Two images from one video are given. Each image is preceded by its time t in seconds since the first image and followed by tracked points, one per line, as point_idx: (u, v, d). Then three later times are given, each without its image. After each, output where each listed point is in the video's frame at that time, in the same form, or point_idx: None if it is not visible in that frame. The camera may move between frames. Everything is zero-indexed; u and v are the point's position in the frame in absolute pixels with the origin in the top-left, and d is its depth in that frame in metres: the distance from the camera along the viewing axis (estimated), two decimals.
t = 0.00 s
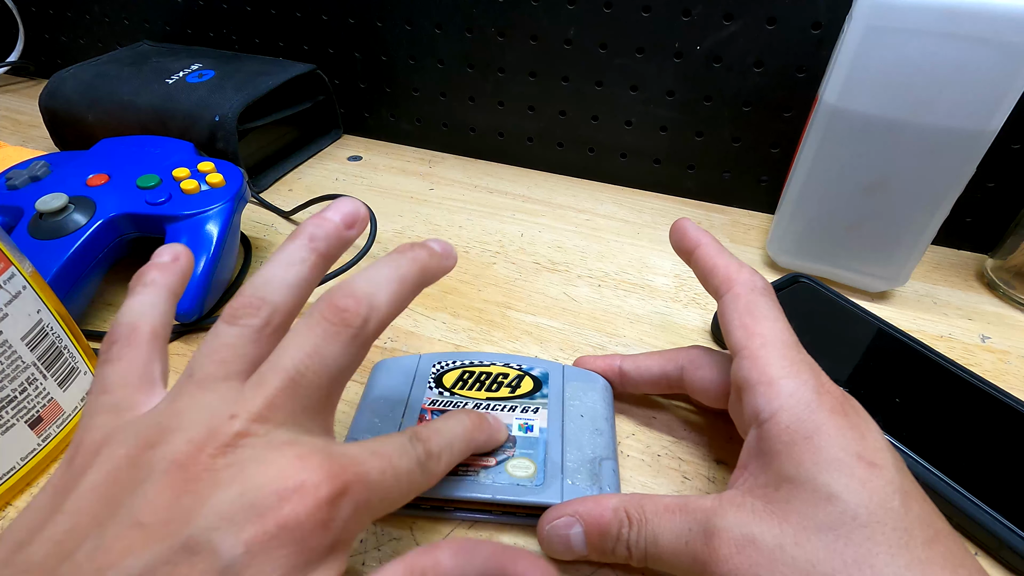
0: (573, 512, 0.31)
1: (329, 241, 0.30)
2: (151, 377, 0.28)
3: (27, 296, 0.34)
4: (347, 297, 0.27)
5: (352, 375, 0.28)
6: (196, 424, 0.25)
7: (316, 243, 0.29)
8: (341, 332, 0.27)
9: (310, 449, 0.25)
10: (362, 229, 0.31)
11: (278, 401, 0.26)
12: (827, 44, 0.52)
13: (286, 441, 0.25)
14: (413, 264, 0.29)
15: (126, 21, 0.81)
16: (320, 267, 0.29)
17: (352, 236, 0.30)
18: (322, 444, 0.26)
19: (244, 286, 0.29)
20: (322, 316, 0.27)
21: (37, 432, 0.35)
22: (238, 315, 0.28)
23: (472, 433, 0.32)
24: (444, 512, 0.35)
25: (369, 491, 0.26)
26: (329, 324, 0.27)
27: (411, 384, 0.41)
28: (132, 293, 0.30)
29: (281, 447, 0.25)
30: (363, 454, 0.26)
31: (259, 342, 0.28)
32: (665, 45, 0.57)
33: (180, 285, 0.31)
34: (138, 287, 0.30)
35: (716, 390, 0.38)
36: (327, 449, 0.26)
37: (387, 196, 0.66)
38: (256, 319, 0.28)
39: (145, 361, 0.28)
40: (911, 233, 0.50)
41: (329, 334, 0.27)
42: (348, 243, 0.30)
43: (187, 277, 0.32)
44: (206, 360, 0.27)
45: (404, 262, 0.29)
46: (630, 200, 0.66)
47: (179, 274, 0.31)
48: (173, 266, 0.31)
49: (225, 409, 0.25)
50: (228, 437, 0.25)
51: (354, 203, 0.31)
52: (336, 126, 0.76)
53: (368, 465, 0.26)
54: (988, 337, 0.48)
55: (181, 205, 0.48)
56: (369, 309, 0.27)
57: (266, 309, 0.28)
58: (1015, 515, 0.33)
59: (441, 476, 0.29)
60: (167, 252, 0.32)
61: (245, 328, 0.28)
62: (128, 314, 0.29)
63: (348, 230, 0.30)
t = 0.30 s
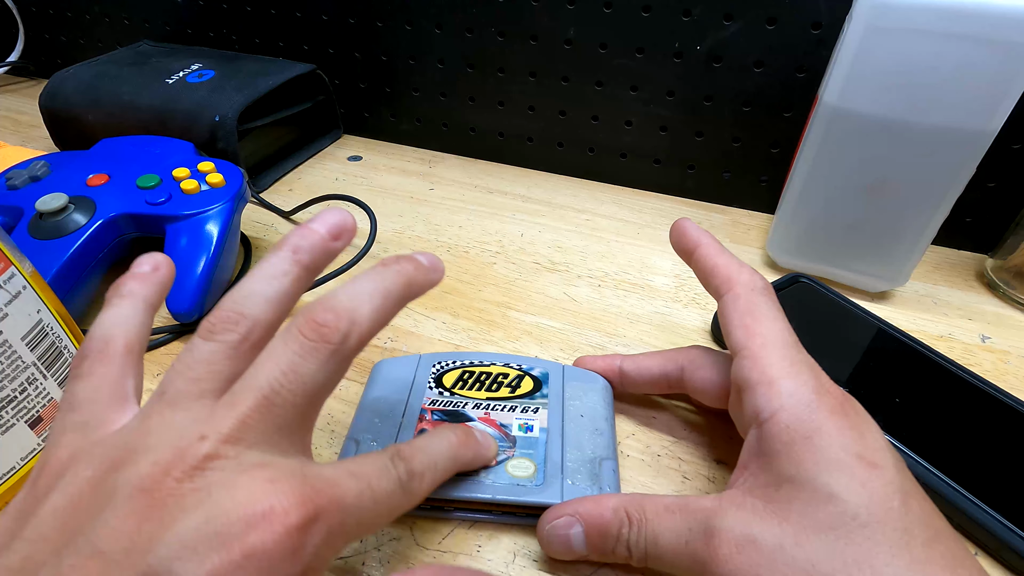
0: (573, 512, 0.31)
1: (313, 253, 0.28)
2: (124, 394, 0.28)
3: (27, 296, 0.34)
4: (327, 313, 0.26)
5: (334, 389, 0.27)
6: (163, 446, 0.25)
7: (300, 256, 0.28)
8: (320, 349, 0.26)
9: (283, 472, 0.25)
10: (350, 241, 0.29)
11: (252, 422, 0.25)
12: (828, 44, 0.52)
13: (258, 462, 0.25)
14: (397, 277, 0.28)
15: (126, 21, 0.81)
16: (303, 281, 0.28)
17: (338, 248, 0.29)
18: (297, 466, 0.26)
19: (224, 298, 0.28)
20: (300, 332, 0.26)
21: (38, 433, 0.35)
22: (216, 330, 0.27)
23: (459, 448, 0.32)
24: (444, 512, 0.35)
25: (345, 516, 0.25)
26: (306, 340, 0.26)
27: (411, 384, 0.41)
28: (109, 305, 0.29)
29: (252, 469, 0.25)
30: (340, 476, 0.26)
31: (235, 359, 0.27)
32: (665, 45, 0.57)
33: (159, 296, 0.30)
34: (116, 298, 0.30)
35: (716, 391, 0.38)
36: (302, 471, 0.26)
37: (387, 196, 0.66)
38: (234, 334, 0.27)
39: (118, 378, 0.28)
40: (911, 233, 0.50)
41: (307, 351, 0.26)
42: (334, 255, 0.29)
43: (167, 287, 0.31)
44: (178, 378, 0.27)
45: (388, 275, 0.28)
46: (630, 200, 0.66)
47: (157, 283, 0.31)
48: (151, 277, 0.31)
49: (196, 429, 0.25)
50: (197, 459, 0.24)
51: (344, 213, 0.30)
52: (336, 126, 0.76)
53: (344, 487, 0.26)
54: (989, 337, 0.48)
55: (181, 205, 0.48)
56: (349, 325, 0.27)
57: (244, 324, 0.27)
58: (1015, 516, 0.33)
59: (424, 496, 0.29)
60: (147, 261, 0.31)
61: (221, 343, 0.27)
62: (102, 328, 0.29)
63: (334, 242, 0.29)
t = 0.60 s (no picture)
0: (573, 512, 0.31)
1: (279, 267, 0.28)
2: (80, 417, 0.26)
3: (27, 296, 0.34)
4: (287, 329, 0.26)
5: (299, 404, 0.27)
6: (116, 473, 0.24)
7: (264, 271, 0.27)
8: (278, 367, 0.26)
9: (240, 497, 0.24)
10: (317, 254, 0.29)
11: (207, 445, 0.25)
12: (828, 44, 0.52)
13: (214, 486, 0.24)
14: (363, 290, 0.28)
15: (126, 21, 0.81)
16: (267, 296, 0.28)
17: (304, 261, 0.29)
18: (257, 488, 0.25)
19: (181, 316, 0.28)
20: (258, 349, 0.26)
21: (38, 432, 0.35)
22: (173, 349, 0.27)
23: (431, 460, 0.31)
24: (444, 512, 0.35)
25: (303, 539, 0.25)
26: (266, 358, 0.26)
27: (411, 384, 0.41)
28: (67, 324, 0.28)
29: (208, 494, 0.24)
30: (301, 497, 0.26)
31: (194, 379, 0.27)
32: (665, 45, 0.57)
33: (121, 315, 0.29)
34: (73, 317, 0.28)
35: (716, 391, 0.38)
36: (261, 494, 0.25)
37: (387, 196, 0.66)
38: (191, 353, 0.27)
39: (73, 402, 0.26)
40: (911, 233, 0.50)
41: (266, 369, 0.26)
42: (300, 269, 0.29)
43: (129, 306, 0.29)
44: (133, 401, 0.26)
45: (355, 288, 0.27)
46: (630, 200, 0.66)
47: (121, 302, 0.29)
48: (114, 295, 0.29)
49: (149, 455, 0.24)
50: (149, 485, 0.24)
51: (308, 226, 0.29)
52: (336, 126, 0.76)
53: (306, 509, 0.25)
54: (988, 337, 0.48)
55: (181, 205, 0.48)
56: (311, 340, 0.26)
57: (204, 341, 0.27)
58: (1015, 516, 0.33)
59: (394, 512, 0.29)
60: (108, 278, 0.29)
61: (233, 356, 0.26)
62: (58, 348, 0.27)
63: (300, 255, 0.28)
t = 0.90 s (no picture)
0: (573, 512, 0.31)
1: (293, 273, 0.27)
2: (95, 424, 0.26)
3: (27, 296, 0.34)
4: (302, 334, 0.25)
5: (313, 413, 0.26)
6: (128, 478, 0.24)
7: (279, 276, 0.27)
8: (294, 373, 0.25)
9: (253, 504, 0.24)
10: (331, 259, 0.28)
11: (223, 452, 0.24)
12: (828, 44, 0.52)
13: (230, 494, 0.24)
14: (377, 297, 0.27)
15: (126, 21, 0.81)
16: (280, 302, 0.27)
17: (319, 266, 0.28)
18: (269, 495, 0.25)
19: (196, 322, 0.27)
20: (273, 356, 0.25)
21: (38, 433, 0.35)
22: (188, 355, 0.26)
23: (447, 469, 0.31)
24: (444, 512, 0.35)
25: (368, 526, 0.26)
26: (280, 365, 0.25)
27: (411, 384, 0.41)
28: (84, 329, 0.28)
29: (222, 502, 0.24)
30: (316, 506, 0.26)
31: (207, 385, 0.26)
32: (665, 45, 0.57)
33: (137, 321, 0.28)
34: (90, 322, 0.28)
35: (716, 391, 0.38)
36: (276, 503, 0.25)
37: (387, 196, 0.66)
38: (206, 359, 0.26)
39: (91, 408, 0.26)
40: (911, 233, 0.50)
41: (280, 375, 0.25)
42: (314, 274, 0.28)
43: (145, 312, 0.29)
44: (149, 408, 0.25)
45: (369, 296, 0.27)
46: (630, 200, 0.66)
47: (136, 308, 0.29)
48: (130, 301, 0.28)
49: (163, 461, 0.24)
50: (163, 492, 0.23)
51: (323, 231, 0.29)
52: (336, 126, 0.76)
53: (319, 518, 0.25)
54: (988, 337, 0.48)
55: (181, 205, 0.48)
56: (327, 347, 0.26)
57: (218, 348, 0.26)
58: (1015, 516, 0.33)
59: (406, 522, 0.29)
60: (126, 284, 0.29)
61: (193, 369, 0.26)
62: (76, 353, 0.27)
63: (314, 260, 0.28)
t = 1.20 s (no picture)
0: (573, 512, 0.31)
1: (332, 275, 0.26)
2: (140, 423, 0.26)
3: (27, 296, 0.34)
4: (343, 334, 0.25)
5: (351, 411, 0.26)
6: (176, 476, 0.23)
7: (316, 277, 0.26)
8: (335, 373, 0.25)
9: (295, 501, 0.24)
10: (367, 261, 0.27)
11: (266, 449, 0.24)
12: (828, 44, 0.52)
13: (272, 491, 0.24)
14: (415, 297, 0.26)
15: (126, 21, 0.81)
16: (320, 303, 0.26)
17: (356, 268, 0.27)
18: (309, 493, 0.25)
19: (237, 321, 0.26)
20: (315, 356, 0.25)
21: (38, 432, 0.35)
22: (229, 355, 0.25)
23: (471, 468, 0.31)
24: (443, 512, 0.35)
25: (365, 525, 0.26)
26: (321, 365, 0.25)
27: (411, 384, 0.41)
28: (129, 329, 0.27)
29: (265, 500, 0.23)
30: (352, 504, 0.26)
31: (250, 385, 0.25)
32: (665, 45, 0.57)
33: (180, 322, 0.28)
34: (135, 322, 0.27)
35: (716, 391, 0.38)
36: (314, 500, 0.25)
37: (387, 196, 0.66)
38: (248, 359, 0.25)
39: (136, 405, 0.26)
40: (911, 233, 0.50)
41: (322, 376, 0.25)
42: (350, 276, 0.27)
43: (187, 312, 0.29)
44: (193, 407, 0.25)
45: (406, 295, 0.26)
46: (631, 200, 0.66)
47: (178, 308, 0.28)
48: (172, 301, 0.28)
49: (209, 458, 0.23)
50: (210, 489, 0.23)
51: (359, 231, 0.28)
52: (337, 126, 0.76)
53: (356, 516, 0.25)
54: (988, 337, 0.48)
55: (180, 205, 0.48)
56: (365, 348, 0.25)
57: (260, 348, 0.26)
58: (1015, 515, 0.33)
59: (438, 518, 0.29)
60: (167, 284, 0.28)
61: (235, 370, 0.25)
62: (121, 352, 0.26)
63: (351, 262, 0.27)
